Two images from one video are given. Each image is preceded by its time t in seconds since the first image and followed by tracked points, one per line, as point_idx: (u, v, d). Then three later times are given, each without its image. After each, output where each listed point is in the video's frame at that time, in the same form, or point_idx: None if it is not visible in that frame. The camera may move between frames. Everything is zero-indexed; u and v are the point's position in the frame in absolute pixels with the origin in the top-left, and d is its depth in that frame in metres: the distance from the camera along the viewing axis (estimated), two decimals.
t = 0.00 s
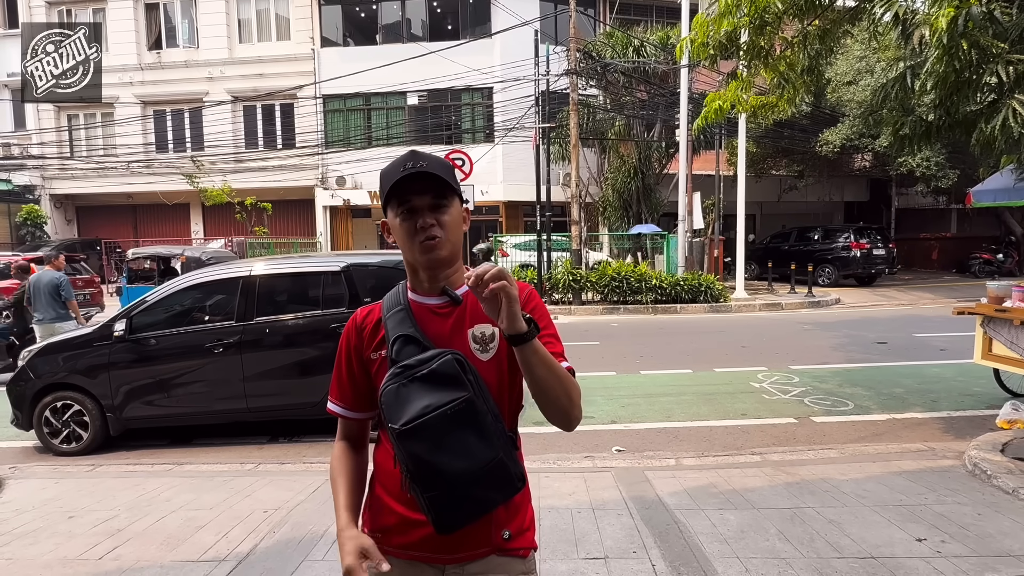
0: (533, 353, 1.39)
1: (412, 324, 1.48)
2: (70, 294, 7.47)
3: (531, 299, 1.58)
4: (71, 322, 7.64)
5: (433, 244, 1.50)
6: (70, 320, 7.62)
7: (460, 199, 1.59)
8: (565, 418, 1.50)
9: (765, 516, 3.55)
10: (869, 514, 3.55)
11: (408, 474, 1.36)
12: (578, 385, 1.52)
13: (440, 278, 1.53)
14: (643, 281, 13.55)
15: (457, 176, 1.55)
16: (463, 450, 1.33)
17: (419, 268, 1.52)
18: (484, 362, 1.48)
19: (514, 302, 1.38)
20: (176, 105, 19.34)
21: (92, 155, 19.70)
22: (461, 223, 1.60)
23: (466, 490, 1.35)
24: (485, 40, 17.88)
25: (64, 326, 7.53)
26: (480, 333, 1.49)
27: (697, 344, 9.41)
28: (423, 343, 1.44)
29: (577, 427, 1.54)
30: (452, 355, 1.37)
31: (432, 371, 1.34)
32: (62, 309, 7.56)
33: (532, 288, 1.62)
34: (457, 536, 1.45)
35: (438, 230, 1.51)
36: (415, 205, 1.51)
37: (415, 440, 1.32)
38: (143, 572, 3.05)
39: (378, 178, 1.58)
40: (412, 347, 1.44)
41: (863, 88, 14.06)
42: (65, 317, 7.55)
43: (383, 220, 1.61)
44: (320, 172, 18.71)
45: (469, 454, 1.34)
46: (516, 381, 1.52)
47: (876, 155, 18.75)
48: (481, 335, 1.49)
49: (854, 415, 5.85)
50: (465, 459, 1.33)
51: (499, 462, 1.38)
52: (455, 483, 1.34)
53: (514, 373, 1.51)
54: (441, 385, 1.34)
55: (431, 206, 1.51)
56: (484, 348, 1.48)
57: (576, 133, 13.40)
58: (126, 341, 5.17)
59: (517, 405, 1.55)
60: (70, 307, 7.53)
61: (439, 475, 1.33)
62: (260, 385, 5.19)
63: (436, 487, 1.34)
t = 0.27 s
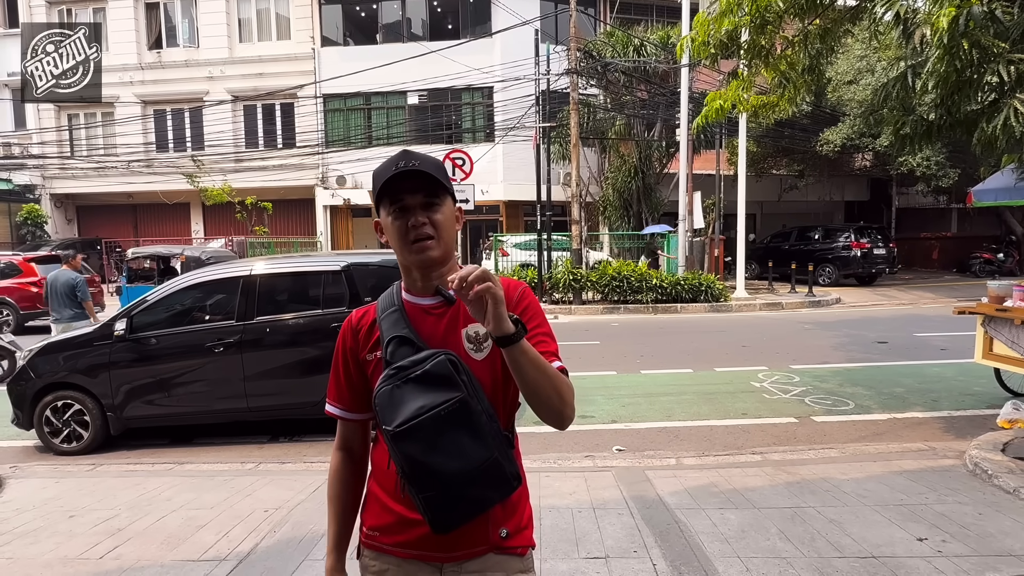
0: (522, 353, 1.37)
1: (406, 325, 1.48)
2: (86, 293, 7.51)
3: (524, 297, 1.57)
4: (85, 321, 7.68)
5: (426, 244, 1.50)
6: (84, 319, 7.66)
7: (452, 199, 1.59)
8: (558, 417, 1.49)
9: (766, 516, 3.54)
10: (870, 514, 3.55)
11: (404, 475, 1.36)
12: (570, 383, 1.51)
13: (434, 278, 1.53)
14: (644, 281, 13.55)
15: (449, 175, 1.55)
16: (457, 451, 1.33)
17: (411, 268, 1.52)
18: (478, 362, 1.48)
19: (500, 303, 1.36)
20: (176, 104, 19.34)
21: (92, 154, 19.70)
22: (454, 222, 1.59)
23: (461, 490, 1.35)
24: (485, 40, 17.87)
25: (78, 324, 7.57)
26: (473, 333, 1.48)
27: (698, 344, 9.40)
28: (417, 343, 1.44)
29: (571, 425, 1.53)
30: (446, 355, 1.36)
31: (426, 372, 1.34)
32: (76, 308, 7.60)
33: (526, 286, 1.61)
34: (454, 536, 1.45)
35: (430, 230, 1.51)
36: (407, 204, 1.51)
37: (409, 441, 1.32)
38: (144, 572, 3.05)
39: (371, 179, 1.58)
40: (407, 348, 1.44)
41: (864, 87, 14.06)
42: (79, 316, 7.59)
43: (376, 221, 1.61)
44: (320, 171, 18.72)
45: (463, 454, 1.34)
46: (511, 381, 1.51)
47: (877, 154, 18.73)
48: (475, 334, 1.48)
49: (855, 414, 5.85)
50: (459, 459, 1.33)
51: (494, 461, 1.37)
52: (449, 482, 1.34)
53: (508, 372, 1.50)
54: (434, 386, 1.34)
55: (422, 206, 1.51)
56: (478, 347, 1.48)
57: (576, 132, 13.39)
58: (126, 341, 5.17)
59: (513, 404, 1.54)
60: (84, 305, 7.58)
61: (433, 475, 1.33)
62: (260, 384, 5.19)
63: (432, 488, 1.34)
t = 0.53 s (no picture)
0: (488, 334, 1.33)
1: (407, 324, 1.47)
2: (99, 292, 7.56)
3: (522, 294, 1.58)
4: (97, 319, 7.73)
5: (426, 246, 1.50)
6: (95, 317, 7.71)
7: (454, 200, 1.59)
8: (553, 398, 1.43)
9: (766, 516, 3.54)
10: (871, 514, 3.54)
11: (406, 474, 1.35)
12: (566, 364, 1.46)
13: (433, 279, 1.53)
14: (644, 281, 13.55)
15: (451, 178, 1.55)
16: (461, 449, 1.33)
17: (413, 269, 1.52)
18: (478, 361, 1.48)
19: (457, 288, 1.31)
20: (176, 104, 19.33)
21: (93, 154, 19.71)
22: (455, 224, 1.60)
23: (464, 489, 1.35)
24: (486, 39, 17.87)
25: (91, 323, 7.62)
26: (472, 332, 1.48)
27: (699, 343, 9.40)
28: (418, 343, 1.43)
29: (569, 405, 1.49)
30: (448, 354, 1.35)
31: (428, 370, 1.33)
32: (89, 306, 7.64)
33: (524, 284, 1.62)
34: (456, 535, 1.44)
35: (431, 234, 1.51)
36: (408, 206, 1.50)
37: (413, 440, 1.31)
38: (145, 572, 3.05)
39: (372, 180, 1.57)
40: (408, 347, 1.43)
41: (865, 87, 14.05)
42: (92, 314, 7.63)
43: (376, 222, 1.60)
44: (321, 171, 18.73)
45: (468, 454, 1.34)
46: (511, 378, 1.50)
47: (878, 154, 18.71)
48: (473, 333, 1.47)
49: (856, 414, 5.85)
50: (463, 458, 1.33)
51: (497, 460, 1.37)
52: (453, 480, 1.33)
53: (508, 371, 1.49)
54: (438, 385, 1.33)
55: (424, 209, 1.51)
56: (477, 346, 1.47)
57: (576, 132, 13.37)
58: (127, 341, 5.17)
59: (515, 400, 1.53)
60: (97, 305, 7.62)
61: (436, 474, 1.32)
62: (261, 384, 5.19)
63: (435, 487, 1.34)
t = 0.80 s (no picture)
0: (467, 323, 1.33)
1: (408, 324, 1.47)
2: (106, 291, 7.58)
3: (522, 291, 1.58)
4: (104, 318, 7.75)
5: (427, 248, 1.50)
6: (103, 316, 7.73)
7: (454, 200, 1.59)
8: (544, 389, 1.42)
9: (767, 516, 3.54)
10: (871, 514, 3.54)
11: (405, 476, 1.36)
12: (558, 353, 1.44)
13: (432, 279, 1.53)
14: (645, 280, 13.56)
15: (450, 178, 1.55)
16: (458, 452, 1.33)
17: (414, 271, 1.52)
18: (478, 360, 1.48)
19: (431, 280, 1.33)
20: (177, 104, 19.34)
21: (93, 154, 19.73)
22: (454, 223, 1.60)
23: (461, 491, 1.35)
24: (486, 39, 17.88)
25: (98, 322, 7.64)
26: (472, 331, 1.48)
27: (699, 343, 9.40)
28: (418, 343, 1.43)
29: (563, 393, 1.46)
30: (446, 356, 1.35)
31: (425, 372, 1.33)
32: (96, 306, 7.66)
33: (524, 281, 1.62)
34: (455, 536, 1.44)
35: (432, 234, 1.51)
36: (407, 207, 1.51)
37: (410, 441, 1.32)
38: (145, 571, 3.05)
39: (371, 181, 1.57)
40: (407, 348, 1.43)
41: (865, 87, 14.05)
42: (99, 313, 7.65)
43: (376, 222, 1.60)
44: (321, 171, 18.76)
45: (466, 456, 1.33)
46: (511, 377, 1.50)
47: (878, 154, 18.68)
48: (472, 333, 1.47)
49: (857, 414, 5.84)
50: (461, 460, 1.33)
51: (495, 461, 1.37)
52: (451, 482, 1.34)
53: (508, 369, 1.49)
54: (435, 386, 1.33)
55: (424, 210, 1.51)
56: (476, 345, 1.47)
57: (576, 132, 13.37)
58: (127, 341, 5.17)
59: (514, 399, 1.53)
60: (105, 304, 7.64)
61: (433, 475, 1.33)
62: (262, 384, 5.19)
63: (433, 489, 1.34)
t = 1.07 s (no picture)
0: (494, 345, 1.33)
1: (409, 326, 1.48)
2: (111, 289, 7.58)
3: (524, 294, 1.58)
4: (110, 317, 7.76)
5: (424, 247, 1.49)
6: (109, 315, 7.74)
7: (451, 199, 1.58)
8: (553, 402, 1.44)
9: (768, 516, 3.54)
10: (872, 514, 3.54)
11: (406, 478, 1.36)
12: (565, 367, 1.46)
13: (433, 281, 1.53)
14: (645, 281, 13.56)
15: (447, 176, 1.54)
16: (460, 455, 1.33)
17: (412, 270, 1.51)
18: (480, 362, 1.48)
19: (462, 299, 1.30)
20: (177, 104, 19.33)
21: (94, 154, 19.73)
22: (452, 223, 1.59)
23: (462, 494, 1.35)
24: (487, 39, 17.87)
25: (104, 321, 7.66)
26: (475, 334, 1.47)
27: (700, 343, 9.39)
28: (419, 346, 1.44)
29: (570, 410, 1.48)
30: (448, 358, 1.35)
31: (427, 375, 1.33)
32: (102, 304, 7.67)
33: (525, 283, 1.61)
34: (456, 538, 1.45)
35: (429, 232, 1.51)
36: (404, 206, 1.51)
37: (411, 444, 1.32)
38: (146, 571, 3.05)
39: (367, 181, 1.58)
40: (410, 351, 1.44)
41: (866, 87, 14.03)
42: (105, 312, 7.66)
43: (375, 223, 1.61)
44: (322, 171, 18.76)
45: (467, 459, 1.33)
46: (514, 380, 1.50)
47: (879, 154, 18.67)
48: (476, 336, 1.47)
49: (858, 414, 5.84)
50: (462, 463, 1.33)
51: (497, 464, 1.37)
52: (451, 484, 1.34)
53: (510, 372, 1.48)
54: (436, 390, 1.33)
55: (420, 208, 1.51)
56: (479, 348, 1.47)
57: (577, 132, 13.35)
58: (128, 341, 5.17)
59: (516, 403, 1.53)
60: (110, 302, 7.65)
61: (435, 477, 1.33)
62: (262, 384, 5.19)
63: (434, 491, 1.34)
